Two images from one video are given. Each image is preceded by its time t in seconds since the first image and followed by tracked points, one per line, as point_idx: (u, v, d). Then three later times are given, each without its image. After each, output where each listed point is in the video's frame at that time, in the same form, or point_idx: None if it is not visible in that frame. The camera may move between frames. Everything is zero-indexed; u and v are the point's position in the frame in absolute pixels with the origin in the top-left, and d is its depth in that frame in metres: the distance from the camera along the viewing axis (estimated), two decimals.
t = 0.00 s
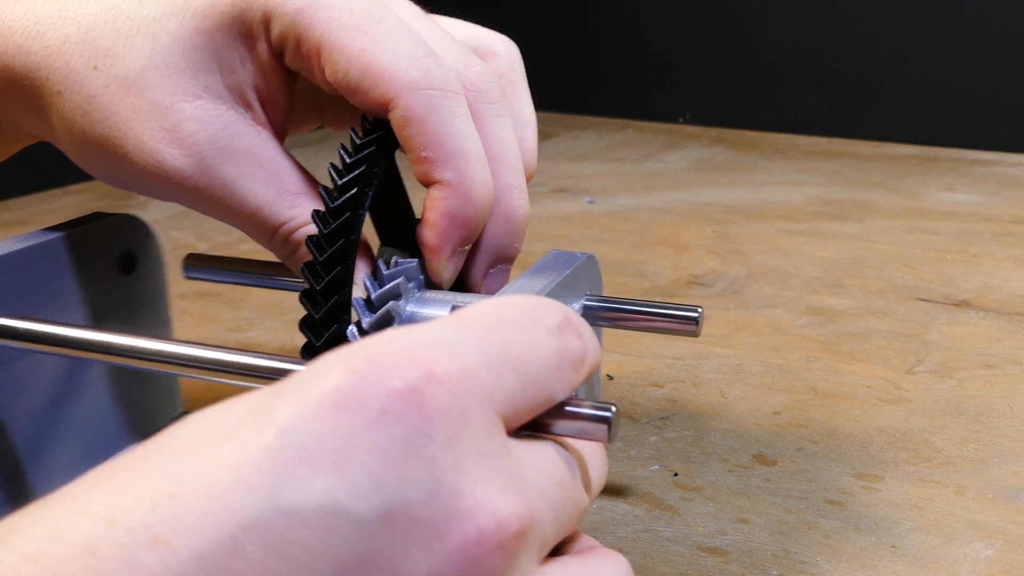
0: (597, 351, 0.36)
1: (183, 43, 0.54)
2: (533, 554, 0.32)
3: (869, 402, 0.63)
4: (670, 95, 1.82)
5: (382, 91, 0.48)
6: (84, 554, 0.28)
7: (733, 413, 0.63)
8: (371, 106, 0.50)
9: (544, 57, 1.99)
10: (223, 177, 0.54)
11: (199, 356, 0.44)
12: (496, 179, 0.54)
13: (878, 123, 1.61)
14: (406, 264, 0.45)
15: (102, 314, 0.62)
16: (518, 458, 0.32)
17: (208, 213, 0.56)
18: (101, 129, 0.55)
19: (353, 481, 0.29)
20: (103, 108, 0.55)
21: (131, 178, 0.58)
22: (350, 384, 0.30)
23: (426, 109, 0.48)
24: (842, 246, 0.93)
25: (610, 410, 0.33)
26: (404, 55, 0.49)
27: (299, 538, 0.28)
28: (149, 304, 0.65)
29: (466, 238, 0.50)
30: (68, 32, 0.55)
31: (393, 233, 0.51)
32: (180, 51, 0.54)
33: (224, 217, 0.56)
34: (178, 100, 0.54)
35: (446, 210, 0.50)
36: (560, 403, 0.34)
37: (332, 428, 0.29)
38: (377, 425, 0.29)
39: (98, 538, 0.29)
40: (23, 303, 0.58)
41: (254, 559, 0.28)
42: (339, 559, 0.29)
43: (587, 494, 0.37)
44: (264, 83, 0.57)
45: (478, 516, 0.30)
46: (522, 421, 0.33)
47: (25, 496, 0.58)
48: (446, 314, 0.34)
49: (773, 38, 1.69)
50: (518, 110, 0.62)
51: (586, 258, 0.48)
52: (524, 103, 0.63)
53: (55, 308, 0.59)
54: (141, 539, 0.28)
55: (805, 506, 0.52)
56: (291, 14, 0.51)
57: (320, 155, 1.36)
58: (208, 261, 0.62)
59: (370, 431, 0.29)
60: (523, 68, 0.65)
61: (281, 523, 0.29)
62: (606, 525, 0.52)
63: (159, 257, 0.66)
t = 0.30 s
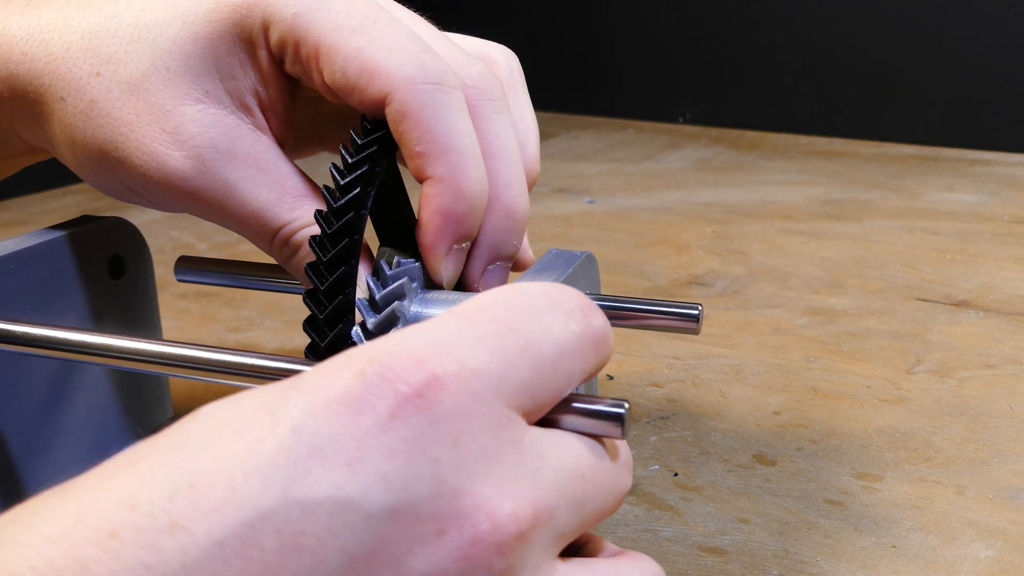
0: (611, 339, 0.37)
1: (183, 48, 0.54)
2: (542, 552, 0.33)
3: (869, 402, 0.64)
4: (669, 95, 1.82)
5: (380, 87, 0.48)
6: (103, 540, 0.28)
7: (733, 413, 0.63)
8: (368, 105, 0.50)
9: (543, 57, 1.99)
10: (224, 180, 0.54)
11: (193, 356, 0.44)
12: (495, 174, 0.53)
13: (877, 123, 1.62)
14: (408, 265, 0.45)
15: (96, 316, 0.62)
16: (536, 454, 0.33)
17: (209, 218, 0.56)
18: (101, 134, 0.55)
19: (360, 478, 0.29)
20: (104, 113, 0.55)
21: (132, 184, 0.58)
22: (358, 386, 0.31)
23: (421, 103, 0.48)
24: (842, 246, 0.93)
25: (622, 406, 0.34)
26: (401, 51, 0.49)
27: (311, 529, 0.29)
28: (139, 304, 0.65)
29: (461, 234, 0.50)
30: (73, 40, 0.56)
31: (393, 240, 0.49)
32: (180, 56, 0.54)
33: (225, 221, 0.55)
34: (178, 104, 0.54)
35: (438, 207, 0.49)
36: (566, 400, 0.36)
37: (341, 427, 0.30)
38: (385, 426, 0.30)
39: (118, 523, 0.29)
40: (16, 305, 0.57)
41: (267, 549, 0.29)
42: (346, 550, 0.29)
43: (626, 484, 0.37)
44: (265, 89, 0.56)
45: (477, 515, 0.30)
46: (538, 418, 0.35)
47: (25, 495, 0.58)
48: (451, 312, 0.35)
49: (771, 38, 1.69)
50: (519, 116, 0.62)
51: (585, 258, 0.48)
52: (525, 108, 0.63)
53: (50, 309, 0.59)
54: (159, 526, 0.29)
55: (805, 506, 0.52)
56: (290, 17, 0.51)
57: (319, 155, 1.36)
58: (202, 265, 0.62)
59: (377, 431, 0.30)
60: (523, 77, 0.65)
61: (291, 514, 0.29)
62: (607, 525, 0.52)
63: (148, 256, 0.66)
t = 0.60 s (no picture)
0: (614, 327, 0.37)
1: (182, 46, 0.54)
2: (535, 541, 0.33)
3: (869, 402, 0.64)
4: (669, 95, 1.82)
5: (363, 103, 0.48)
6: (97, 534, 0.28)
7: (733, 413, 0.63)
8: (356, 118, 0.49)
9: (543, 56, 1.99)
10: (222, 179, 0.54)
11: (191, 355, 0.44)
12: (485, 183, 0.52)
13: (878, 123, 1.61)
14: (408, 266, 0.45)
15: (95, 315, 0.62)
16: (529, 443, 0.33)
17: (207, 217, 0.56)
18: (99, 130, 0.55)
19: (346, 469, 0.30)
20: (103, 110, 0.55)
21: (130, 182, 0.58)
22: (343, 380, 0.31)
23: (402, 121, 0.46)
24: (842, 246, 0.93)
25: (623, 406, 0.34)
26: (388, 64, 0.48)
27: (299, 519, 0.29)
28: (140, 304, 0.65)
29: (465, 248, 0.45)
30: (74, 36, 0.56)
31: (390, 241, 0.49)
32: (178, 53, 0.54)
33: (224, 220, 0.55)
34: (177, 101, 0.54)
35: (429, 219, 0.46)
36: (563, 398, 0.36)
37: (326, 420, 0.30)
38: (370, 419, 0.30)
39: (110, 517, 0.29)
40: (15, 306, 0.57)
41: (255, 540, 0.29)
42: (334, 540, 0.29)
43: (630, 479, 0.37)
44: (263, 91, 0.56)
45: (463, 504, 0.31)
46: (536, 410, 0.35)
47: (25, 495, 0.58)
48: (438, 307, 0.35)
49: (772, 38, 1.69)
50: (520, 114, 0.62)
51: (585, 258, 0.48)
52: (526, 105, 0.63)
53: (50, 309, 0.59)
54: (151, 519, 0.29)
55: (805, 506, 0.52)
56: (287, 23, 0.51)
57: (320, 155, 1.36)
58: (202, 265, 0.62)
59: (363, 424, 0.30)
60: (526, 72, 0.65)
61: (280, 504, 0.29)
62: (606, 525, 0.52)
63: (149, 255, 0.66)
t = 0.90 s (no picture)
0: (606, 325, 0.37)
1: (181, 46, 0.54)
2: (529, 537, 0.33)
3: (869, 402, 0.63)
4: (670, 95, 1.82)
5: (362, 105, 0.48)
6: (90, 537, 0.28)
7: (733, 413, 0.63)
8: (356, 120, 0.49)
9: (543, 57, 1.99)
10: (218, 179, 0.53)
11: (191, 353, 0.44)
12: (484, 185, 0.52)
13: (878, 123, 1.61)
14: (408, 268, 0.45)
15: (97, 314, 0.62)
16: (521, 440, 0.33)
17: (202, 217, 0.56)
18: (95, 128, 0.55)
19: (338, 468, 0.30)
20: (99, 108, 0.55)
21: (124, 182, 0.57)
22: (334, 381, 0.31)
23: (400, 125, 0.46)
24: (843, 246, 0.93)
25: (615, 406, 0.33)
26: (387, 65, 0.48)
27: (292, 518, 0.29)
28: (144, 304, 0.65)
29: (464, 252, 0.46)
30: (72, 34, 0.56)
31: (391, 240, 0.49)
32: (178, 54, 0.54)
33: (218, 220, 0.55)
34: (174, 100, 0.54)
35: (424, 224, 0.45)
36: (555, 398, 0.36)
37: (317, 420, 0.30)
38: (361, 418, 0.30)
39: (104, 523, 0.29)
40: (18, 304, 0.57)
41: (250, 541, 0.29)
42: (326, 539, 0.29)
43: (622, 477, 0.37)
44: (262, 89, 0.56)
45: (455, 502, 0.31)
46: (529, 409, 0.35)
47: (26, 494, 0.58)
48: (431, 305, 0.35)
49: (772, 38, 1.69)
50: (520, 113, 0.62)
51: (585, 258, 0.48)
52: (526, 105, 0.63)
53: (51, 308, 0.59)
54: (143, 523, 0.29)
55: (805, 506, 0.52)
56: (287, 23, 0.51)
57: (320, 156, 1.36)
58: (204, 261, 0.62)
59: (354, 423, 0.30)
60: (525, 72, 0.65)
61: (273, 505, 0.29)
62: (606, 525, 0.52)
63: (155, 256, 0.66)
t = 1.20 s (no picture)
0: (595, 321, 0.37)
1: (189, 50, 0.54)
2: (523, 539, 0.33)
3: (869, 402, 0.63)
4: (669, 95, 1.82)
5: (369, 100, 0.48)
6: (86, 545, 0.28)
7: (733, 413, 0.63)
8: (360, 117, 0.49)
9: (543, 57, 1.99)
10: (229, 181, 0.53)
11: (190, 356, 0.44)
12: (484, 184, 0.52)
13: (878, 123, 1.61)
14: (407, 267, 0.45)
15: (99, 314, 0.62)
16: (514, 442, 0.33)
17: (213, 220, 0.56)
18: (106, 134, 0.55)
19: (331, 474, 0.29)
20: (109, 114, 0.55)
21: (135, 188, 0.57)
22: (326, 386, 0.31)
23: (407, 118, 0.46)
24: (843, 246, 0.93)
25: (609, 407, 0.33)
26: (392, 62, 0.48)
27: (286, 526, 0.29)
28: (146, 305, 0.65)
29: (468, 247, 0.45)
30: (80, 41, 0.56)
31: (388, 238, 0.49)
32: (186, 58, 0.54)
33: (229, 223, 0.55)
34: (185, 105, 0.54)
35: (431, 218, 0.45)
36: (544, 398, 0.36)
37: (309, 426, 0.30)
38: (354, 423, 0.30)
39: (96, 531, 0.29)
40: (21, 305, 0.57)
41: (244, 547, 0.29)
42: (322, 544, 0.29)
43: (610, 478, 0.37)
44: (268, 91, 0.56)
45: (451, 504, 0.30)
46: (519, 409, 0.35)
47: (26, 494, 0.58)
48: (423, 308, 0.35)
49: (773, 38, 1.70)
50: (521, 113, 0.62)
51: (583, 258, 0.48)
52: (527, 103, 0.63)
53: (52, 308, 0.59)
54: (135, 530, 0.29)
55: (805, 506, 0.52)
56: (292, 20, 0.51)
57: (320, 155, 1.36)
58: (207, 262, 0.62)
59: (346, 428, 0.30)
60: (526, 73, 0.65)
61: (267, 511, 0.29)
62: (607, 525, 0.52)
63: (158, 258, 0.66)
